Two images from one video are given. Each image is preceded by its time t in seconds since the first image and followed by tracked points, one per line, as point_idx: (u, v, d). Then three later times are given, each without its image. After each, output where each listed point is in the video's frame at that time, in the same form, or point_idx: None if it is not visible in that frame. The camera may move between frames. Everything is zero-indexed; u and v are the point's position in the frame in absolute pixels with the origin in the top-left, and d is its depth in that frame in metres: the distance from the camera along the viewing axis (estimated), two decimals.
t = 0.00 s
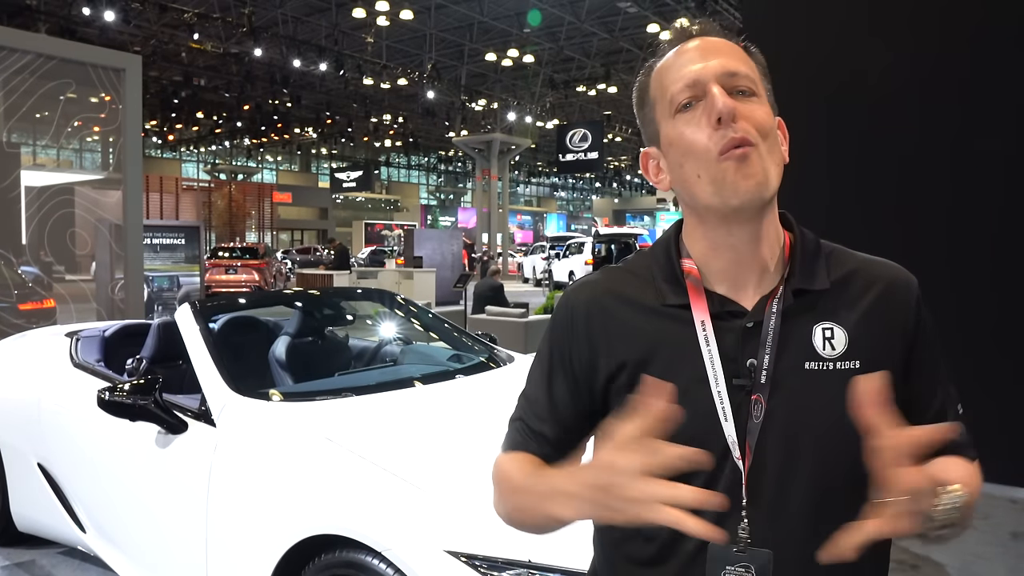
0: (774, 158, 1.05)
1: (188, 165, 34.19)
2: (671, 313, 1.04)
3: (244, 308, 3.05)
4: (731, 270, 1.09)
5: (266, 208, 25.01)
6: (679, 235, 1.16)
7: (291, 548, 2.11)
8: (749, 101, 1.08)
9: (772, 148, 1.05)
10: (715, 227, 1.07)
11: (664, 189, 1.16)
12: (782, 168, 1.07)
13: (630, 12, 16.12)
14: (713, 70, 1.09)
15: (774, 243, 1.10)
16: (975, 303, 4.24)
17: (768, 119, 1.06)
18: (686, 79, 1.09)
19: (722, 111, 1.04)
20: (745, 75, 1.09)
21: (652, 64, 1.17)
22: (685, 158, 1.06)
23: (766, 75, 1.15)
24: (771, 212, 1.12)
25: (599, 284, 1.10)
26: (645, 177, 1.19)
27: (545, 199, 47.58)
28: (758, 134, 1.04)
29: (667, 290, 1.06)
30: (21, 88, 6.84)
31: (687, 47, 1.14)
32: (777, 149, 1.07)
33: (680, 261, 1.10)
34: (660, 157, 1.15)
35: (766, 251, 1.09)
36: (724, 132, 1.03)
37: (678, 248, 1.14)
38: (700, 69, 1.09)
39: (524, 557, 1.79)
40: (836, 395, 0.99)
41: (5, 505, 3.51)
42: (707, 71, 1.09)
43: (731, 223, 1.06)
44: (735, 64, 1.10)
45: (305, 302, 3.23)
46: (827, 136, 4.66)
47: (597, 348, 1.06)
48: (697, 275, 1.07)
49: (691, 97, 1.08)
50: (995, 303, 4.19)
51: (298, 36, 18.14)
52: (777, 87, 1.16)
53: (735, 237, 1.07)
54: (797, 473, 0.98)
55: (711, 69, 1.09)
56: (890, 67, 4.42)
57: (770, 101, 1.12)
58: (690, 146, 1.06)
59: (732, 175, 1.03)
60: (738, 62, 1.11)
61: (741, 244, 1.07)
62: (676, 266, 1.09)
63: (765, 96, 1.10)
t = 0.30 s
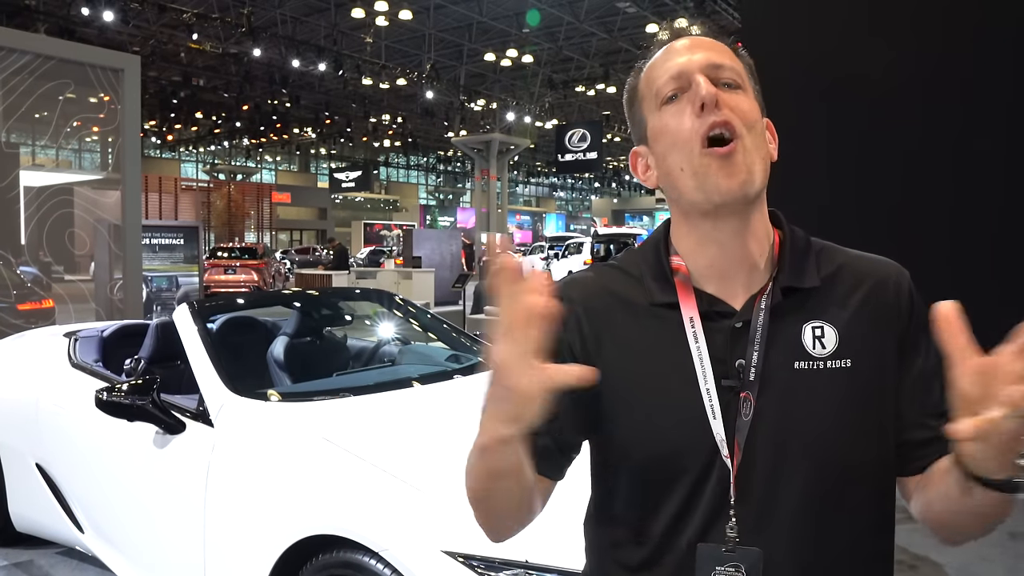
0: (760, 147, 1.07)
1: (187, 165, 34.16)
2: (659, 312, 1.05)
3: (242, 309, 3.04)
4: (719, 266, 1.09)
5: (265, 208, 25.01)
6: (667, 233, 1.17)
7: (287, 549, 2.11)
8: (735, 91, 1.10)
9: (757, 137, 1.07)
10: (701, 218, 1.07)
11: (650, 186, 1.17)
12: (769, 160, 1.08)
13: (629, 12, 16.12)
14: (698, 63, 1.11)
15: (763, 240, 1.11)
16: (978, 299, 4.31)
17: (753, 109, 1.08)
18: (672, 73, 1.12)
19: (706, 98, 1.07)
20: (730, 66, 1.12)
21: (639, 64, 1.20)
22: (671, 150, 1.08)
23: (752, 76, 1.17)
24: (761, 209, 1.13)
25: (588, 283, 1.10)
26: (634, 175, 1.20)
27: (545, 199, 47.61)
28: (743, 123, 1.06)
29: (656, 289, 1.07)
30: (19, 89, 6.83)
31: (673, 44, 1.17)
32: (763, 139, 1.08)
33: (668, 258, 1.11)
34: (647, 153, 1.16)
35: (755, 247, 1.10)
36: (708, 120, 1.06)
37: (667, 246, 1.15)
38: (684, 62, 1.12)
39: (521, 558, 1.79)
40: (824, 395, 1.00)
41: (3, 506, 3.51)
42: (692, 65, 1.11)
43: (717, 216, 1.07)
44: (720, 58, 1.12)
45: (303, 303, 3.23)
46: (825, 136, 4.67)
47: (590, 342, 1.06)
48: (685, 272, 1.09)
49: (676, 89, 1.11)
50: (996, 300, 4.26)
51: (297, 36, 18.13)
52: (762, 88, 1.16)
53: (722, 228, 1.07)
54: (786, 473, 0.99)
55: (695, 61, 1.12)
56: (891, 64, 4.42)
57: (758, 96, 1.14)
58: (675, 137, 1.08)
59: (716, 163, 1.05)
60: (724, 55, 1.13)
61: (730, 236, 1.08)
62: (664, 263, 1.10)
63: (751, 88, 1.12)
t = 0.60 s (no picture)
0: (751, 180, 1.06)
1: (186, 165, 34.16)
2: (652, 319, 1.06)
3: (241, 309, 3.05)
4: (710, 276, 1.09)
5: (264, 208, 25.00)
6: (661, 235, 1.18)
7: (285, 549, 2.12)
8: (730, 115, 1.06)
9: (748, 170, 1.06)
10: (688, 247, 1.09)
11: (643, 186, 1.18)
12: (762, 179, 1.08)
13: (627, 12, 16.14)
14: (692, 82, 1.06)
15: (758, 246, 1.11)
16: (975, 305, 4.29)
17: (746, 138, 1.06)
18: (663, 91, 1.08)
19: (695, 138, 1.04)
20: (727, 82, 1.06)
21: (631, 52, 1.14)
22: (661, 179, 1.08)
23: (757, 66, 1.14)
24: (756, 213, 1.13)
25: (578, 287, 1.12)
26: (627, 168, 1.21)
27: (545, 199, 47.66)
28: (733, 158, 1.05)
29: (649, 296, 1.07)
30: (18, 89, 6.84)
31: (666, 41, 1.09)
32: (756, 164, 1.07)
33: (659, 265, 1.12)
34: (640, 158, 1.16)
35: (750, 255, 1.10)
36: (697, 160, 1.04)
37: (658, 250, 1.15)
38: (677, 79, 1.07)
39: (519, 558, 1.81)
40: (819, 403, 1.01)
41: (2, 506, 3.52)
42: (685, 84, 1.06)
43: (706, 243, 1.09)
44: (716, 72, 1.07)
45: (302, 302, 3.24)
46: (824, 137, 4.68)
47: (575, 349, 1.08)
48: (676, 278, 1.09)
49: (669, 110, 1.08)
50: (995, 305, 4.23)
51: (296, 36, 18.13)
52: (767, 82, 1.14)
53: (711, 258, 1.08)
54: (780, 480, 1.00)
55: (690, 79, 1.06)
56: (886, 66, 4.45)
57: (756, 100, 1.10)
58: (666, 167, 1.07)
59: (703, 208, 1.05)
60: (720, 66, 1.07)
61: (720, 260, 1.08)
62: (656, 271, 1.10)
63: (749, 100, 1.08)
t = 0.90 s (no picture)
0: (749, 197, 1.07)
1: (186, 165, 34.13)
2: (649, 320, 1.06)
3: (240, 308, 3.06)
4: (705, 279, 1.10)
5: (265, 208, 24.99)
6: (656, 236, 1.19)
7: (284, 547, 2.13)
8: (729, 131, 1.06)
9: (747, 189, 1.07)
10: (686, 259, 1.10)
11: (639, 186, 1.19)
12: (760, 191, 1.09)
13: (628, 12, 16.14)
14: (691, 97, 1.06)
15: (754, 250, 1.12)
16: (979, 308, 4.34)
17: (745, 156, 1.07)
18: (661, 106, 1.08)
19: (694, 160, 1.05)
20: (727, 96, 1.06)
21: (629, 56, 1.12)
22: (658, 195, 1.09)
23: (757, 66, 1.13)
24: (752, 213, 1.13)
25: (575, 289, 1.13)
26: (623, 166, 1.21)
27: (544, 199, 47.71)
28: (731, 178, 1.06)
29: (644, 297, 1.08)
30: (19, 89, 6.86)
31: (666, 48, 1.08)
32: (755, 180, 1.08)
33: (655, 265, 1.13)
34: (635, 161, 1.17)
35: (746, 259, 1.11)
36: (694, 181, 1.05)
37: (654, 250, 1.16)
38: (677, 92, 1.07)
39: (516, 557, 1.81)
40: (814, 403, 1.02)
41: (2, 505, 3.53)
42: (683, 101, 1.06)
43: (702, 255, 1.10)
44: (716, 86, 1.06)
45: (302, 302, 3.24)
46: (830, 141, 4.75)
47: (569, 347, 1.09)
48: (672, 280, 1.10)
49: (666, 122, 1.08)
50: (999, 305, 4.28)
51: (297, 37, 18.13)
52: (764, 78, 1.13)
53: (709, 272, 1.09)
54: (775, 480, 1.01)
55: (689, 94, 1.06)
56: (891, 71, 4.53)
57: (754, 108, 1.10)
58: (664, 184, 1.08)
59: (701, 228, 1.06)
60: (720, 78, 1.07)
61: (716, 273, 1.09)
62: (651, 272, 1.11)
63: (749, 114, 1.08)
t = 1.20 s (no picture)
0: (729, 196, 1.06)
1: (188, 165, 34.14)
2: (642, 319, 1.07)
3: (240, 309, 3.07)
4: (696, 277, 1.10)
5: (266, 208, 24.98)
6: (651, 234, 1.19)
7: (283, 546, 2.13)
8: (715, 131, 1.06)
9: (727, 187, 1.06)
10: (666, 251, 1.10)
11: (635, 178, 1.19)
12: (745, 191, 1.08)
13: (629, 12, 16.13)
14: (678, 94, 1.06)
15: (745, 249, 1.12)
16: (977, 309, 4.34)
17: (729, 155, 1.06)
18: (650, 99, 1.07)
19: (671, 154, 1.04)
20: (715, 96, 1.05)
21: (629, 50, 1.12)
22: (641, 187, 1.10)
23: (759, 72, 1.11)
24: (745, 213, 1.14)
25: (571, 287, 1.13)
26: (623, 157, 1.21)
27: (545, 199, 47.72)
28: (712, 177, 1.05)
29: (638, 294, 1.08)
30: (21, 90, 6.88)
31: (662, 44, 1.07)
32: (739, 180, 1.07)
33: (649, 263, 1.13)
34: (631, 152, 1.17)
35: (736, 258, 1.11)
36: (672, 175, 1.05)
37: (648, 249, 1.16)
38: (665, 87, 1.06)
39: (514, 556, 1.81)
40: (806, 401, 1.03)
41: (3, 504, 3.54)
42: (670, 96, 1.06)
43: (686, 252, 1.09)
44: (703, 85, 1.05)
45: (302, 302, 3.25)
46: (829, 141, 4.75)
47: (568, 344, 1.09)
48: (665, 277, 1.10)
49: (653, 117, 1.08)
50: (997, 304, 4.28)
51: (298, 37, 18.14)
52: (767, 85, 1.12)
53: (688, 265, 1.10)
54: (766, 479, 1.02)
55: (677, 90, 1.06)
56: (891, 72, 4.53)
57: (749, 113, 1.09)
58: (646, 176, 1.09)
59: (676, 221, 1.06)
60: (711, 77, 1.06)
61: (696, 267, 1.09)
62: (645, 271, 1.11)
63: (738, 116, 1.07)
